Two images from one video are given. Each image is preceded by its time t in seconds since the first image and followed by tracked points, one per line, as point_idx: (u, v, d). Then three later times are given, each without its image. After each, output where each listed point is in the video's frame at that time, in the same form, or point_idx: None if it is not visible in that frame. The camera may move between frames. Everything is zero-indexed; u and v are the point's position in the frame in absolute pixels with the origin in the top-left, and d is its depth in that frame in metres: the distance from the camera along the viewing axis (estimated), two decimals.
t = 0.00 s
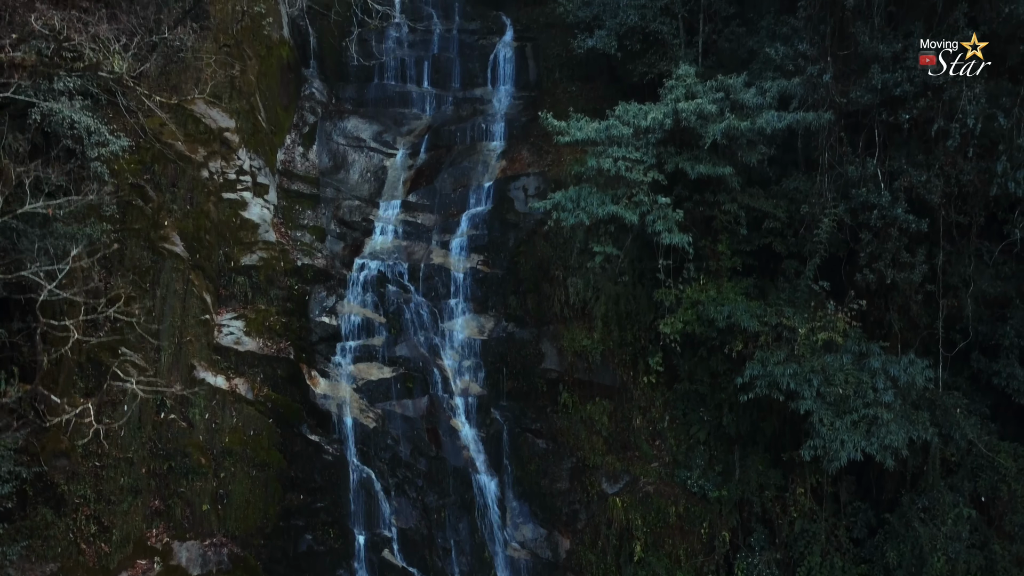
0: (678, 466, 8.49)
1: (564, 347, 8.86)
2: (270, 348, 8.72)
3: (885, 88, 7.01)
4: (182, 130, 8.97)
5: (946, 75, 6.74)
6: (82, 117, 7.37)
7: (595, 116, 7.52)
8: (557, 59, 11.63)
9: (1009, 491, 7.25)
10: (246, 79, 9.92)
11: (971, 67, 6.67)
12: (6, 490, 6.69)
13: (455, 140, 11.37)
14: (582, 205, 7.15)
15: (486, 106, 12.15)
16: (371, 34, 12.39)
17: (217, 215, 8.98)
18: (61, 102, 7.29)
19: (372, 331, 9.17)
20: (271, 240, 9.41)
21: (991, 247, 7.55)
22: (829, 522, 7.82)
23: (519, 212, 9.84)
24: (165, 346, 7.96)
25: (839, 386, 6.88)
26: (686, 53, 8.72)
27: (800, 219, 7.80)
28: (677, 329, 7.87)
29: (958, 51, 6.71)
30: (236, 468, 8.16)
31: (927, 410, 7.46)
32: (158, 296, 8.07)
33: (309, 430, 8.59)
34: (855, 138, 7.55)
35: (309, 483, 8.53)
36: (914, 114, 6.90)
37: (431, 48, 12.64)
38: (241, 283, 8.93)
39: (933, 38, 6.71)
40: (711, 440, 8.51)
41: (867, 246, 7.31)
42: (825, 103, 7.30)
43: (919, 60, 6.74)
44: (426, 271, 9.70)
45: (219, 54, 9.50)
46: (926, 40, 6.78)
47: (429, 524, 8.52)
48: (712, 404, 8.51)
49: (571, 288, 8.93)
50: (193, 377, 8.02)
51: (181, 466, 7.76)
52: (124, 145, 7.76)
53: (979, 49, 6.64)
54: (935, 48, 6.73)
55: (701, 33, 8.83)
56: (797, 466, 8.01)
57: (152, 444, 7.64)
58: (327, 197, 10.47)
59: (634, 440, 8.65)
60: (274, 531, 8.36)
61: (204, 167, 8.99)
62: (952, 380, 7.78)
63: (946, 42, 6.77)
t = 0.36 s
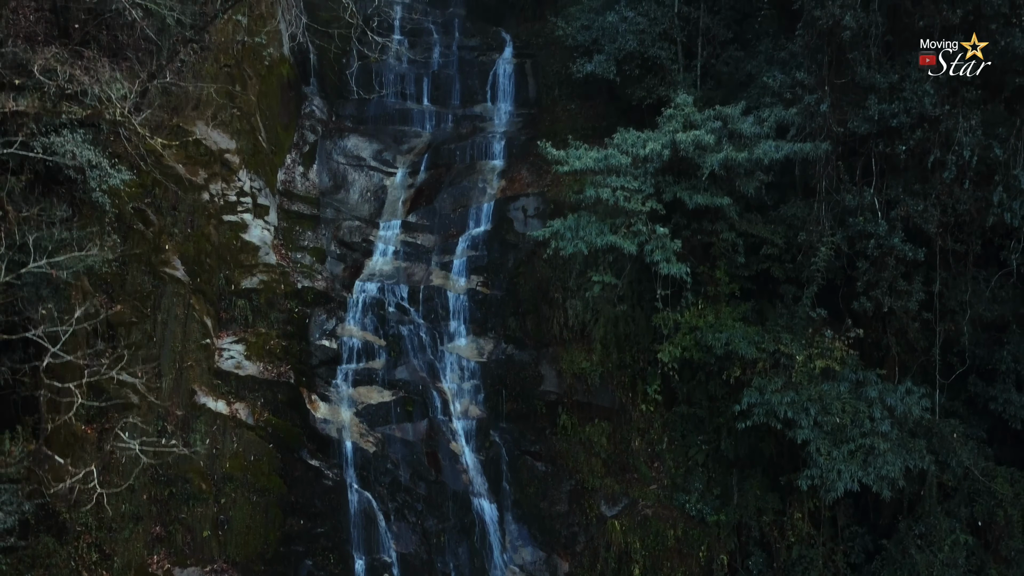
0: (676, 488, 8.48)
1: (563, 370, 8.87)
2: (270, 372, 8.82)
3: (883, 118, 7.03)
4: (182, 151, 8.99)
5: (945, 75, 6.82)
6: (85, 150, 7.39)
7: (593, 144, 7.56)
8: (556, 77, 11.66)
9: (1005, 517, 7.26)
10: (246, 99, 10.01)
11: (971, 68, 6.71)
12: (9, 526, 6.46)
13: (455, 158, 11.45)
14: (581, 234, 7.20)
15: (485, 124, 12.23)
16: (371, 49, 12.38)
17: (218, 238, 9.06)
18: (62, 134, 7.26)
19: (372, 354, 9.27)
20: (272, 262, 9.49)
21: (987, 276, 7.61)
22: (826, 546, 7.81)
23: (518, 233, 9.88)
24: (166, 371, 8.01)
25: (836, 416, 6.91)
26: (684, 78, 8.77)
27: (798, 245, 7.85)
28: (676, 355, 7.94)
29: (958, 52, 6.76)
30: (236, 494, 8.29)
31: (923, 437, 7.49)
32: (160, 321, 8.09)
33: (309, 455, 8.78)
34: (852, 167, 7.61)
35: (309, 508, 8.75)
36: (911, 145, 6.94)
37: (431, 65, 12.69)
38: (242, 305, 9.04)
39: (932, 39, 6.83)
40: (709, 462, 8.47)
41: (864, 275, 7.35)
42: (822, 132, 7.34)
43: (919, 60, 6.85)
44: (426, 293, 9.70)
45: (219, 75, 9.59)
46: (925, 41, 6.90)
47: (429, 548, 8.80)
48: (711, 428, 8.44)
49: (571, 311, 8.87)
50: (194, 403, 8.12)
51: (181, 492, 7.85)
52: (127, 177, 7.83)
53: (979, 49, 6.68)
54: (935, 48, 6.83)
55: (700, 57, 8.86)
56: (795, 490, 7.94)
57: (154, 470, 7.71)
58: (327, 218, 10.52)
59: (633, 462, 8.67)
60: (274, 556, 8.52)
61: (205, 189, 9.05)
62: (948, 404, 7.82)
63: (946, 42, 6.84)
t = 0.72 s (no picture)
0: (675, 511, 8.51)
1: (562, 393, 8.91)
2: (270, 397, 8.92)
3: (880, 148, 7.05)
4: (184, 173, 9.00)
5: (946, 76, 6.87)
6: (87, 187, 7.30)
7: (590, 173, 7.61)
8: (555, 94, 11.63)
9: (1002, 542, 7.17)
10: (246, 120, 10.05)
11: (970, 68, 6.74)
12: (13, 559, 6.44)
13: (454, 177, 11.52)
14: (580, 263, 7.23)
15: (485, 141, 12.26)
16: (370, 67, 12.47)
17: (219, 261, 9.11)
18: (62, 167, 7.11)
19: (372, 378, 9.38)
20: (273, 285, 9.57)
21: (984, 303, 7.64)
22: (824, 570, 7.82)
23: (518, 253, 9.93)
24: (167, 397, 8.01)
25: (834, 444, 6.96)
26: (683, 103, 8.82)
27: (796, 272, 7.89)
28: (674, 383, 8.01)
29: (958, 51, 6.77)
30: (237, 520, 8.33)
31: (921, 465, 7.49)
32: (161, 346, 8.08)
33: (310, 479, 8.89)
34: (849, 195, 7.64)
35: (309, 533, 8.89)
36: (908, 176, 6.98)
37: (431, 82, 12.85)
38: (243, 329, 9.11)
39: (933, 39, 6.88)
40: (708, 485, 8.46)
41: (862, 303, 7.39)
42: (820, 161, 7.36)
43: (918, 61, 6.96)
44: (426, 315, 9.79)
45: (219, 95, 9.64)
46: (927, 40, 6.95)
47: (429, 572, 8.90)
48: (710, 451, 8.46)
49: (569, 333, 8.90)
50: (196, 428, 8.18)
51: (184, 518, 7.74)
52: (129, 210, 7.78)
53: (979, 49, 6.65)
54: (935, 48, 6.88)
55: (698, 82, 8.90)
56: (792, 517, 7.98)
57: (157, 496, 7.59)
58: (327, 238, 10.57)
59: (632, 484, 8.68)
60: None
61: (206, 212, 9.12)
62: (947, 428, 7.84)
63: (947, 41, 6.86)
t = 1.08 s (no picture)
0: (674, 533, 8.46)
1: (561, 413, 8.96)
2: (270, 419, 9.02)
3: (877, 177, 7.09)
4: (184, 194, 9.07)
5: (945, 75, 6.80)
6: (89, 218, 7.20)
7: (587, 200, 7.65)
8: (554, 109, 11.72)
9: (999, 566, 7.17)
10: (246, 138, 10.08)
11: (970, 68, 6.65)
12: None
13: (454, 195, 11.65)
14: (578, 290, 7.27)
15: (484, 157, 12.29)
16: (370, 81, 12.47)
17: (218, 282, 9.13)
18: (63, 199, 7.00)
19: (372, 400, 9.37)
20: (272, 305, 9.60)
21: (980, 327, 7.74)
22: None
23: (517, 272, 10.02)
24: (168, 421, 8.03)
25: (831, 471, 7.00)
26: (681, 125, 8.85)
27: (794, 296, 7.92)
28: (672, 407, 7.96)
29: (958, 51, 6.66)
30: (237, 544, 8.36)
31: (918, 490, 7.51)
32: (161, 370, 8.12)
33: (310, 502, 8.92)
34: (846, 221, 7.67)
35: (309, 556, 8.93)
36: (905, 205, 7.01)
37: (431, 96, 12.86)
38: (243, 350, 9.17)
39: (932, 38, 6.72)
40: (706, 506, 8.40)
41: (860, 329, 7.41)
42: (818, 187, 7.38)
43: (918, 61, 6.85)
44: (425, 335, 9.82)
45: (220, 114, 9.67)
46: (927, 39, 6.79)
47: None
48: (708, 472, 8.40)
49: (568, 353, 8.92)
50: (196, 451, 8.22)
51: (183, 542, 7.78)
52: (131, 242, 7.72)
53: (979, 49, 6.56)
54: (935, 48, 6.76)
55: (696, 103, 8.93)
56: (790, 539, 7.88)
57: (158, 521, 7.57)
58: (326, 257, 10.59)
59: (630, 504, 8.67)
60: None
61: (206, 233, 9.15)
62: (944, 450, 7.89)
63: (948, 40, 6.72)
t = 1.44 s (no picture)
0: (673, 557, 8.48)
1: (560, 436, 8.93)
2: (270, 443, 9.03)
3: (874, 208, 7.13)
4: (184, 217, 9.06)
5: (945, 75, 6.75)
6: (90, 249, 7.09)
7: (586, 229, 7.67)
8: (553, 126, 11.74)
9: None
10: (246, 159, 10.11)
11: (970, 68, 6.60)
12: None
13: (453, 214, 11.72)
14: (576, 319, 7.29)
15: (484, 174, 12.29)
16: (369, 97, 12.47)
17: (218, 305, 9.15)
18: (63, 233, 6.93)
19: (372, 422, 9.45)
20: (272, 328, 9.63)
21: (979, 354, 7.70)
22: None
23: (516, 292, 10.02)
24: (168, 447, 8.07)
25: (829, 501, 7.03)
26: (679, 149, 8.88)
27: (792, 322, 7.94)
28: (669, 433, 8.05)
29: (958, 51, 6.66)
30: (236, 571, 8.39)
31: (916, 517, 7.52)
32: (161, 396, 8.15)
33: (309, 527, 8.93)
34: (844, 249, 7.70)
35: None
36: (902, 236, 7.03)
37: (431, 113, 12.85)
38: (243, 374, 9.20)
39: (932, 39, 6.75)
40: (704, 530, 8.44)
41: (858, 358, 7.43)
42: (816, 216, 7.41)
43: (918, 60, 6.81)
44: (424, 357, 9.89)
45: (221, 135, 9.74)
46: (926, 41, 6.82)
47: None
48: (706, 497, 8.44)
49: (567, 375, 8.84)
50: (196, 477, 8.26)
51: (183, 569, 7.81)
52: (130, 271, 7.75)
53: (979, 48, 6.55)
54: (935, 48, 6.75)
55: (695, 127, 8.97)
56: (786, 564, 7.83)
57: (157, 547, 7.62)
58: (326, 278, 10.61)
59: (629, 527, 8.65)
60: None
61: (206, 256, 9.14)
62: (943, 475, 7.90)
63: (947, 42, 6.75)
